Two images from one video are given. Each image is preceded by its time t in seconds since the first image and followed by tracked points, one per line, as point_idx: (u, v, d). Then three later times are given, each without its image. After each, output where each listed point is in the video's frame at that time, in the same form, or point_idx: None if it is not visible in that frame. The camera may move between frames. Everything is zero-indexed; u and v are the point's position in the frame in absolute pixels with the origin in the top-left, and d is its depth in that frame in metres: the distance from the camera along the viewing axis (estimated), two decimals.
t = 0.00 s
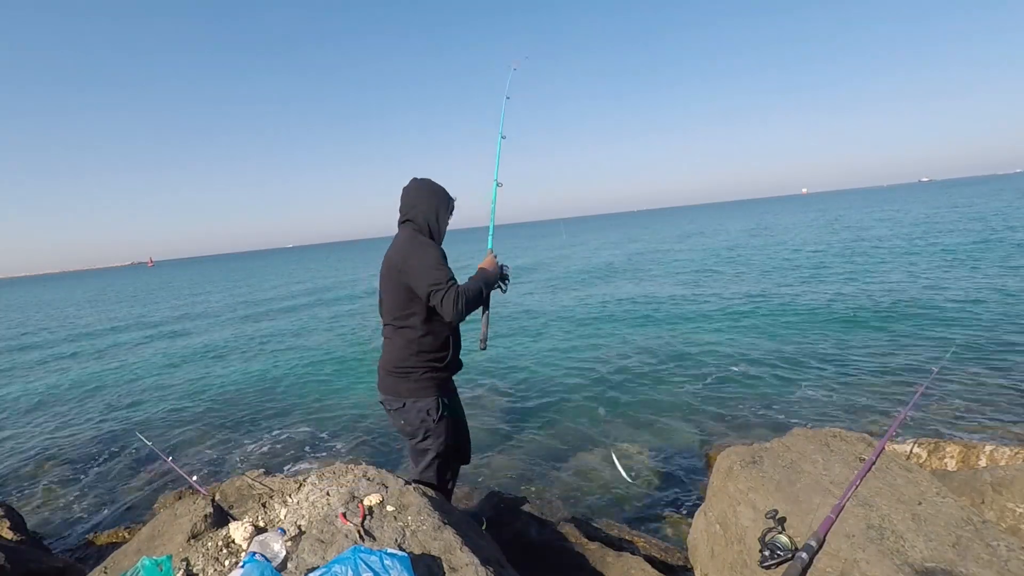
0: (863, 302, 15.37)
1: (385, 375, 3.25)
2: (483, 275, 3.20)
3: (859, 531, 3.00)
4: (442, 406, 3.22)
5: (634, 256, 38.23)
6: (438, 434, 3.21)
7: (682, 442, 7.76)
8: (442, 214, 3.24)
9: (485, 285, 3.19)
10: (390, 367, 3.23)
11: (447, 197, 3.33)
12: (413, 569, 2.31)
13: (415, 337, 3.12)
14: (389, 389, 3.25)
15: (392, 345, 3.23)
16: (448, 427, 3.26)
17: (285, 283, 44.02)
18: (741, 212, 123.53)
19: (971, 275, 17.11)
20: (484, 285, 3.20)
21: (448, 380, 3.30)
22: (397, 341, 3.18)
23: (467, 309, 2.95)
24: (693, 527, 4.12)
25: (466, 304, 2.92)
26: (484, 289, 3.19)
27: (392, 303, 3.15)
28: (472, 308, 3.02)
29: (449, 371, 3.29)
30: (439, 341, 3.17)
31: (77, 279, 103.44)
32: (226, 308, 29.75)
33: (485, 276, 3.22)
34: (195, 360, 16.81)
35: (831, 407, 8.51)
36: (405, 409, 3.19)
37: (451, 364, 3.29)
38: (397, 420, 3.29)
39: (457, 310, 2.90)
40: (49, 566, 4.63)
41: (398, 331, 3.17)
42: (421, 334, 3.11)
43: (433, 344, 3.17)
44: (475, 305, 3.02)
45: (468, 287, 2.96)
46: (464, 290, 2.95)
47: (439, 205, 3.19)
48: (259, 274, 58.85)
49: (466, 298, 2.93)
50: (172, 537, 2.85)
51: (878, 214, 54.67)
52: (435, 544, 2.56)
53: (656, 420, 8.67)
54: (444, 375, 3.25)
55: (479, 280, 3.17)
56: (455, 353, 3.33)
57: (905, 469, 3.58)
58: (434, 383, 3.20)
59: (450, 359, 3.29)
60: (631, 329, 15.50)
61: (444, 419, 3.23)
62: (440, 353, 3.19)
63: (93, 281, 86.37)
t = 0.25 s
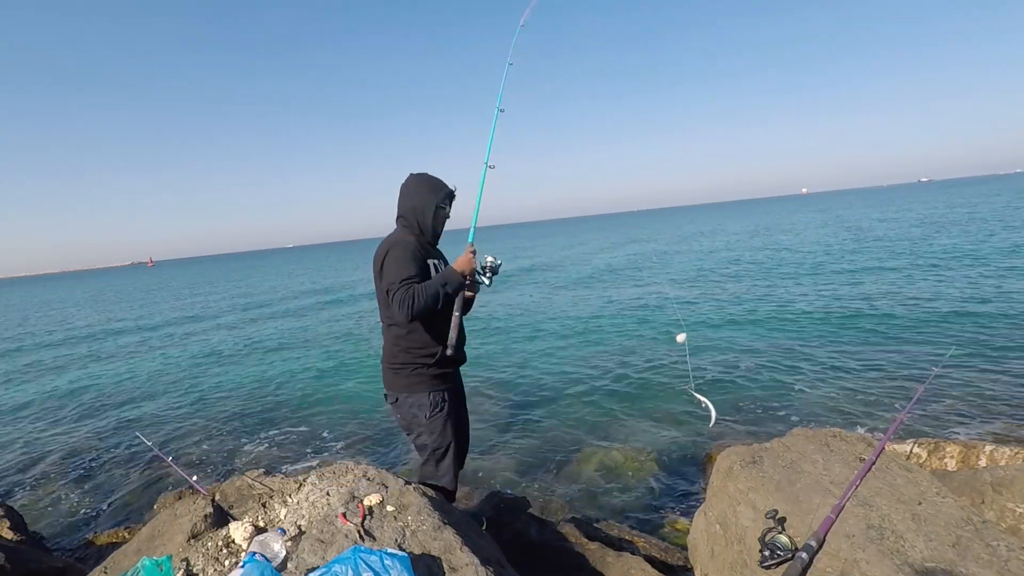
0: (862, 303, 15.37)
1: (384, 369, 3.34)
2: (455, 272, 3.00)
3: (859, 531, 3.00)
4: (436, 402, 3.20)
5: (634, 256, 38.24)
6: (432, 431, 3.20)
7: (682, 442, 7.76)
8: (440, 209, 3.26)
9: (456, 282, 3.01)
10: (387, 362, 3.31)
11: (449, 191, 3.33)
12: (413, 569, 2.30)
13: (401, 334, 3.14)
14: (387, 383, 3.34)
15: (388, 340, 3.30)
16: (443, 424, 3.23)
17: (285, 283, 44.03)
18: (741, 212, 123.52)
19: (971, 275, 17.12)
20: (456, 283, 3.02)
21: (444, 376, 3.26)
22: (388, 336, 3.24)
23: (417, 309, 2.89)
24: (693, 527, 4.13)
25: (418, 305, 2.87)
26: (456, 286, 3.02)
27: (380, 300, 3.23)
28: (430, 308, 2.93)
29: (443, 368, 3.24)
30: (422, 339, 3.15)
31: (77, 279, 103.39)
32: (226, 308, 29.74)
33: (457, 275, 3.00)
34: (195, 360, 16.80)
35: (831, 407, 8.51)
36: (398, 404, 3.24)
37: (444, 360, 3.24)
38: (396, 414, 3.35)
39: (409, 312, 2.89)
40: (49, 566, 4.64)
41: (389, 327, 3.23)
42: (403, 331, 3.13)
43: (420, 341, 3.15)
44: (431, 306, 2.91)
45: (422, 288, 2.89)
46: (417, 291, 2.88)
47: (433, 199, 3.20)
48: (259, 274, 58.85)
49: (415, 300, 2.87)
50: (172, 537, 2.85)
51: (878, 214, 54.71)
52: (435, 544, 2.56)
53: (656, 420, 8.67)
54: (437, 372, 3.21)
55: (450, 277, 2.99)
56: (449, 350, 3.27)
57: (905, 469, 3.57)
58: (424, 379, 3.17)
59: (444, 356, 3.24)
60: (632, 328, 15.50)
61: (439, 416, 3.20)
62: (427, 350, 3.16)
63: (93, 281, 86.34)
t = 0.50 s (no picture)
0: (862, 302, 15.37)
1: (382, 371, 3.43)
2: (419, 278, 2.90)
3: (859, 531, 3.00)
4: (422, 410, 3.18)
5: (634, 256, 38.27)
6: (416, 439, 3.19)
7: (683, 442, 7.76)
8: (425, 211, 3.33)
9: (423, 290, 2.93)
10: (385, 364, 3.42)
11: (432, 189, 3.36)
12: (413, 569, 2.31)
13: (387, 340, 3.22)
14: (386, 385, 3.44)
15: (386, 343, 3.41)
16: (429, 433, 3.20)
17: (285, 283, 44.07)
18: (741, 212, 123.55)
19: (970, 275, 17.15)
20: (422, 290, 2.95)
21: (433, 386, 3.22)
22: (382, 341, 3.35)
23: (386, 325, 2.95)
24: (693, 526, 4.13)
25: (384, 320, 2.90)
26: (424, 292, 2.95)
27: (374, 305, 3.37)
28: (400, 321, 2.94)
29: (432, 377, 3.20)
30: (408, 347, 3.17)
31: (77, 279, 103.40)
32: (226, 308, 29.75)
33: (421, 283, 2.91)
34: (195, 360, 16.80)
35: (831, 407, 8.51)
36: (389, 407, 3.30)
37: (431, 370, 3.19)
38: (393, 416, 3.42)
39: (378, 325, 2.97)
40: (49, 566, 4.64)
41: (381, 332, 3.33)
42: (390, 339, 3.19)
43: (407, 347, 3.19)
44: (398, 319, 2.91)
45: (385, 302, 2.92)
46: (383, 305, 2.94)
47: (412, 203, 3.29)
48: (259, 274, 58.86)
49: (380, 316, 2.93)
50: (172, 537, 2.85)
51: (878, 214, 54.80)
52: (435, 544, 2.56)
53: (657, 420, 8.68)
54: (424, 381, 3.18)
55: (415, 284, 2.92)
56: (439, 358, 3.21)
57: (905, 469, 3.57)
58: (410, 387, 3.18)
59: (432, 365, 3.20)
60: (632, 328, 15.50)
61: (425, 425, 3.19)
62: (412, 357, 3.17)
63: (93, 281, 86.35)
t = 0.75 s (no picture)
0: (862, 302, 15.38)
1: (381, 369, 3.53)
2: (399, 287, 2.92)
3: (859, 531, 3.00)
4: (403, 416, 3.20)
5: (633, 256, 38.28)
6: (399, 443, 3.23)
7: (683, 442, 7.75)
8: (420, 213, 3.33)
9: (403, 297, 2.95)
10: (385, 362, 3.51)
11: (426, 188, 3.33)
12: (413, 569, 2.30)
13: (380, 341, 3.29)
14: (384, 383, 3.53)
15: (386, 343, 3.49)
16: (410, 439, 3.21)
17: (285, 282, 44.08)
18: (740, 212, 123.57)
19: (970, 275, 17.18)
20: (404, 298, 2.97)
21: (415, 393, 3.20)
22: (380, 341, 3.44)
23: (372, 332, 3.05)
24: (693, 526, 4.13)
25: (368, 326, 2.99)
26: (406, 299, 2.96)
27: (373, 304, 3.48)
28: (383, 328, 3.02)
29: (413, 384, 3.17)
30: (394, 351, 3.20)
31: (77, 279, 103.34)
32: (226, 308, 29.73)
33: (400, 291, 2.92)
34: (194, 360, 16.78)
35: (832, 407, 8.51)
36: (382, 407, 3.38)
37: (412, 377, 3.16)
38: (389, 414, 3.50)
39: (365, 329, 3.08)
40: (49, 566, 4.64)
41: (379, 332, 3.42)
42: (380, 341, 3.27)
43: (394, 352, 3.23)
44: (381, 326, 2.98)
45: (369, 310, 3.01)
46: (368, 313, 3.03)
47: (406, 206, 3.30)
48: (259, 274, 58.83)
49: (365, 324, 3.04)
50: (172, 538, 2.85)
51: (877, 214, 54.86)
52: (435, 544, 2.56)
53: (657, 420, 8.68)
54: (405, 387, 3.18)
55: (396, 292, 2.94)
56: (420, 365, 3.16)
57: (905, 469, 3.57)
58: (393, 391, 3.21)
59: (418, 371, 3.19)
60: (632, 328, 15.49)
61: (405, 430, 3.20)
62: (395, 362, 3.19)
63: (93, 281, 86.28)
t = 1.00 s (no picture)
0: (862, 302, 15.38)
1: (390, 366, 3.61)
2: (386, 293, 2.94)
3: (859, 531, 3.00)
4: (394, 416, 3.24)
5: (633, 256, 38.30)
6: (391, 442, 3.26)
7: (683, 442, 7.75)
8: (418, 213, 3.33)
9: (390, 303, 2.98)
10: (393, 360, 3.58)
11: (426, 189, 3.31)
12: (413, 569, 2.30)
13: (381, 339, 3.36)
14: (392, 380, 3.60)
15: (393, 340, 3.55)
16: (399, 440, 3.23)
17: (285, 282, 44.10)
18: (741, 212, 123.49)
19: (969, 275, 17.19)
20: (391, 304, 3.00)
21: (405, 395, 3.21)
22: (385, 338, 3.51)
23: (363, 334, 3.12)
24: (693, 526, 4.14)
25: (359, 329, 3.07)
26: (393, 305, 2.99)
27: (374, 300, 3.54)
28: (372, 330, 3.08)
29: (403, 386, 3.20)
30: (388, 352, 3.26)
31: (77, 279, 103.31)
32: (226, 308, 29.70)
33: (388, 298, 2.95)
34: (194, 360, 16.77)
35: (832, 407, 8.51)
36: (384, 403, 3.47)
37: (401, 378, 3.19)
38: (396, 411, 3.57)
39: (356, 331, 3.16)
40: (49, 566, 4.64)
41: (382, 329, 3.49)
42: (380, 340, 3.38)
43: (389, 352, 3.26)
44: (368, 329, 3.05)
45: (360, 311, 3.08)
46: (359, 314, 3.11)
47: (406, 206, 3.31)
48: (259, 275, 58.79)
49: (355, 324, 3.12)
50: (172, 537, 2.85)
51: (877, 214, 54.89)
52: (435, 544, 2.56)
53: (657, 420, 8.67)
54: (396, 388, 3.22)
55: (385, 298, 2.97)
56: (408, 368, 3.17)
57: (905, 469, 3.57)
58: (388, 391, 3.27)
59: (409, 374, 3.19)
60: (632, 328, 15.49)
61: (396, 430, 3.24)
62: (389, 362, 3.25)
63: (92, 282, 86.28)
